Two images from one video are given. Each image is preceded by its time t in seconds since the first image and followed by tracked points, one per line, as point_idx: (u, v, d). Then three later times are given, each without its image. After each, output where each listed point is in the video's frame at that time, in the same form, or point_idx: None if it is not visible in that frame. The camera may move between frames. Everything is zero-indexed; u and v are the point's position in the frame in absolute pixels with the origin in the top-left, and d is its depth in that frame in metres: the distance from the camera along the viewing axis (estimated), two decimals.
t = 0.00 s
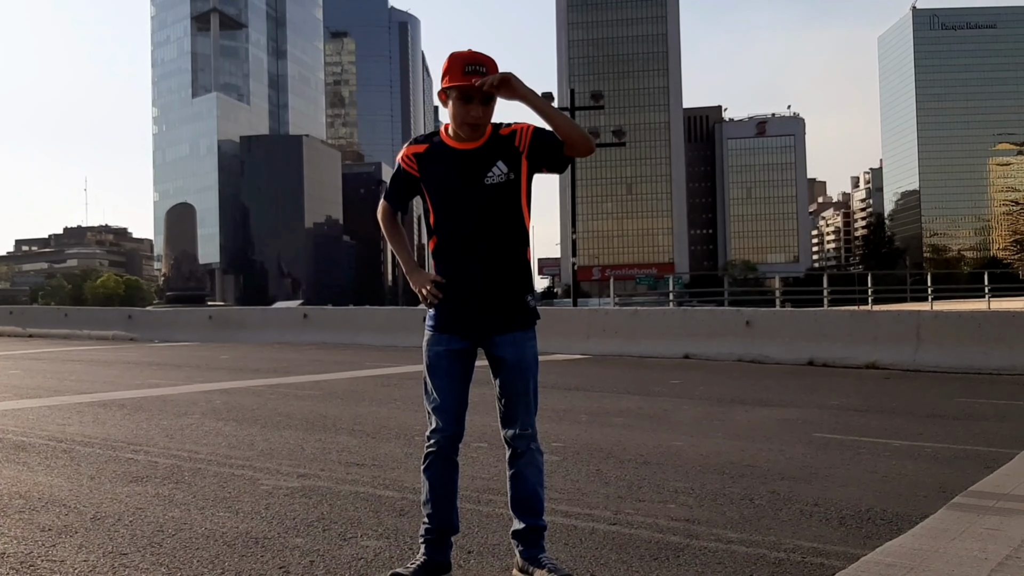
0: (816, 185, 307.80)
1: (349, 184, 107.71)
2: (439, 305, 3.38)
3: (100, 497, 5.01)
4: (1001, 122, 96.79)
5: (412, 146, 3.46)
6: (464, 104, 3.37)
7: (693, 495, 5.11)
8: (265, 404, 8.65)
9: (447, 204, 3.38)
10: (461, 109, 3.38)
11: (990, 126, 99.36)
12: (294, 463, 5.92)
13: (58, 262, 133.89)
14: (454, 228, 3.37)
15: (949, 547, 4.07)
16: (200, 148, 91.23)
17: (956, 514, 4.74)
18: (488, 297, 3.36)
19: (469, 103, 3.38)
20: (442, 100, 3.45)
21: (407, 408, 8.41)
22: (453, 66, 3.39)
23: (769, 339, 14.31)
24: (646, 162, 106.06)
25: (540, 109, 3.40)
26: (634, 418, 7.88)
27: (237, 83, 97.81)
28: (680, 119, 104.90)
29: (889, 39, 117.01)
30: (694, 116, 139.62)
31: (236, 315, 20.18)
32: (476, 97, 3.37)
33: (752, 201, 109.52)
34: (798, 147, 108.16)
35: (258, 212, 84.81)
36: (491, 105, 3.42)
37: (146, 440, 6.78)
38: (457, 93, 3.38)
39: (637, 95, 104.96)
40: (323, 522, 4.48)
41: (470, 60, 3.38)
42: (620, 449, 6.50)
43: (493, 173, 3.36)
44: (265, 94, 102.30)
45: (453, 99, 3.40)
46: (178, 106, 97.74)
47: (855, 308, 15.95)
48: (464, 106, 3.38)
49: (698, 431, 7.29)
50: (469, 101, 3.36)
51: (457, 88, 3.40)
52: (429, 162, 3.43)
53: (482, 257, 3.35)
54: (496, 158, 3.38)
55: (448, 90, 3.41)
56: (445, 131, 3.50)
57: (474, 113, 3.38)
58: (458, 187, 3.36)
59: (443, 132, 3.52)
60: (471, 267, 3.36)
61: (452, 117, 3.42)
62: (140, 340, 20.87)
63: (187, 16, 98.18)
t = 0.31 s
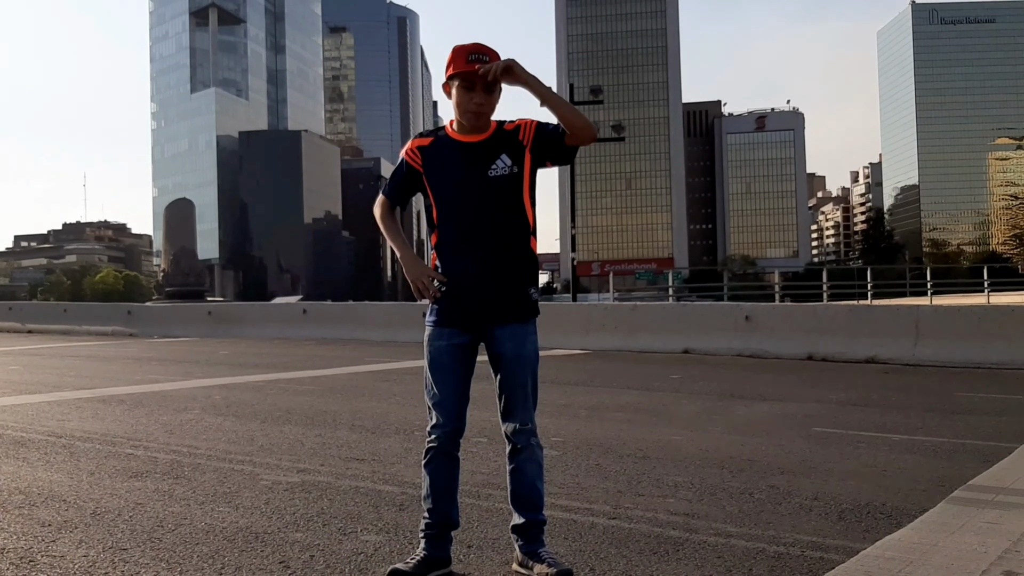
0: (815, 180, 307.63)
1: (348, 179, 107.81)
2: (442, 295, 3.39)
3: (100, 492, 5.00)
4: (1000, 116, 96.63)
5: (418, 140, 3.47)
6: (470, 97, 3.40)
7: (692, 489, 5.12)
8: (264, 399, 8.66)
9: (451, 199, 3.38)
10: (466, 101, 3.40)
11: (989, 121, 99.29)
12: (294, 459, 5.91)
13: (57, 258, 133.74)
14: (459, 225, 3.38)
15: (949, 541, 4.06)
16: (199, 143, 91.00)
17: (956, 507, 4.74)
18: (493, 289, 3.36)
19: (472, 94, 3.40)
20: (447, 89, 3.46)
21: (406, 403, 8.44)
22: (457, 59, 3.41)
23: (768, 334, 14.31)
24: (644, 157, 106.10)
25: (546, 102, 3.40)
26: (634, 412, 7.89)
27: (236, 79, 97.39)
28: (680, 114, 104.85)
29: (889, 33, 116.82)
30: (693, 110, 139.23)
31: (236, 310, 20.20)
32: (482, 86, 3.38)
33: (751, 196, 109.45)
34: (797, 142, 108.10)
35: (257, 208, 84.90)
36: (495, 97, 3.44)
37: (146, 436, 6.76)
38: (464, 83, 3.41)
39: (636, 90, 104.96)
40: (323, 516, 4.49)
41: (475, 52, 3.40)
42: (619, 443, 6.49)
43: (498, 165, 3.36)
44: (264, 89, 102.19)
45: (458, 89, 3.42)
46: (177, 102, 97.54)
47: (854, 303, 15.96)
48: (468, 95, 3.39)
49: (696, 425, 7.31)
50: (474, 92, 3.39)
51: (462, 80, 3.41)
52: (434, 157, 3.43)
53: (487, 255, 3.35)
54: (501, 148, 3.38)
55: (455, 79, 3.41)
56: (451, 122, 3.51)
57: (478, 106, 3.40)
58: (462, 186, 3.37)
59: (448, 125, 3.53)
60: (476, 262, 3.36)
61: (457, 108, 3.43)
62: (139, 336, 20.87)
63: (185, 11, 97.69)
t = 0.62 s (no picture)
0: (815, 176, 307.35)
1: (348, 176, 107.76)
2: (446, 292, 3.42)
3: (101, 489, 5.03)
4: (999, 113, 96.62)
5: (423, 141, 3.49)
6: (474, 97, 3.44)
7: (692, 486, 5.14)
8: (264, 397, 8.66)
9: (455, 199, 3.38)
10: (471, 98, 3.44)
11: (990, 117, 99.19)
12: (294, 456, 5.92)
13: (56, 255, 133.48)
14: (464, 226, 3.39)
15: (949, 537, 4.08)
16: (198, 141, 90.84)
17: (956, 503, 4.74)
18: (497, 288, 3.38)
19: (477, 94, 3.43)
20: (451, 88, 3.49)
21: (406, 400, 8.44)
22: (460, 54, 3.44)
23: (768, 331, 14.32)
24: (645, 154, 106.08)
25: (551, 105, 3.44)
26: (633, 409, 7.90)
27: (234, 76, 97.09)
28: (679, 111, 104.79)
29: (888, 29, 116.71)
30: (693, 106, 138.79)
31: (236, 308, 20.19)
32: (486, 85, 3.45)
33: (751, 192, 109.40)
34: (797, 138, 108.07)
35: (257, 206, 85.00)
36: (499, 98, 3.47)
37: (146, 433, 6.78)
38: (467, 82, 3.45)
39: (636, 86, 104.95)
40: (323, 514, 4.49)
41: (476, 47, 3.43)
42: (618, 440, 6.51)
43: (505, 169, 3.38)
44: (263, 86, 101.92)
45: (462, 86, 3.45)
46: (176, 99, 97.34)
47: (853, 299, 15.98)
48: (470, 91, 3.45)
49: (695, 422, 7.32)
50: (478, 91, 3.44)
51: (465, 77, 3.45)
52: (440, 157, 3.45)
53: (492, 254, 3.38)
54: (506, 153, 3.41)
55: (457, 77, 3.45)
56: (455, 122, 3.54)
57: (483, 105, 3.45)
58: (468, 189, 3.39)
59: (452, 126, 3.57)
60: (482, 262, 3.38)
61: (461, 107, 3.47)
62: (139, 333, 20.87)
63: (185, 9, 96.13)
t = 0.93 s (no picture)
0: (815, 173, 307.23)
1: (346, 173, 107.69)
2: (449, 289, 3.40)
3: (101, 486, 5.02)
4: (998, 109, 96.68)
5: (430, 134, 3.45)
6: (484, 93, 3.45)
7: (692, 483, 5.14)
8: (265, 393, 8.66)
9: (459, 192, 3.38)
10: (481, 96, 3.45)
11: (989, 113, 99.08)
12: (295, 453, 5.92)
13: (55, 253, 133.38)
14: (468, 225, 3.38)
15: (948, 534, 4.07)
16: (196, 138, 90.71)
17: (956, 498, 4.75)
18: (500, 284, 3.38)
19: (486, 90, 3.45)
20: (463, 85, 3.50)
21: (407, 396, 8.45)
22: (471, 52, 3.44)
23: (768, 328, 14.32)
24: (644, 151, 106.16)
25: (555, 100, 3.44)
26: (633, 406, 7.91)
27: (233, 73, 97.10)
28: (678, 107, 104.94)
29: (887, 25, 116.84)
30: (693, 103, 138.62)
31: (236, 305, 20.21)
32: (498, 78, 3.45)
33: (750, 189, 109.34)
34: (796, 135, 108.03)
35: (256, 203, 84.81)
36: (509, 96, 3.48)
37: (146, 430, 6.77)
38: (480, 76, 3.45)
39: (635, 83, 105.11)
40: (323, 510, 4.49)
41: (484, 45, 3.44)
42: (619, 437, 6.52)
43: (512, 168, 3.40)
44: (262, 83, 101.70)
45: (474, 82, 3.46)
46: (175, 96, 97.25)
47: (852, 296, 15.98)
48: (484, 85, 3.45)
49: (696, 418, 7.32)
50: (489, 88, 3.45)
51: (477, 76, 3.45)
52: (448, 152, 3.44)
53: (495, 253, 3.38)
54: (514, 151, 3.43)
55: (470, 72, 3.46)
56: (463, 115, 3.55)
57: (493, 101, 3.46)
58: (474, 187, 3.38)
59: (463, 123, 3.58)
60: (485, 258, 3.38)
61: (473, 101, 3.48)
62: (138, 330, 20.88)
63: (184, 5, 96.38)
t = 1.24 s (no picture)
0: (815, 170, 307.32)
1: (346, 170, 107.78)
2: (450, 284, 3.40)
3: (102, 483, 5.02)
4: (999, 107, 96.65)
5: (433, 127, 3.44)
6: (486, 90, 3.45)
7: (693, 480, 5.13)
8: (265, 390, 8.66)
9: (460, 188, 3.38)
10: (484, 91, 3.45)
11: (989, 110, 99.02)
12: (295, 450, 5.92)
13: (55, 250, 133.14)
14: (471, 225, 3.38)
15: (948, 531, 4.06)
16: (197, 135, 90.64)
17: (956, 496, 4.75)
18: (503, 281, 3.38)
19: (488, 86, 3.44)
20: (465, 81, 3.49)
21: (407, 393, 8.45)
22: (475, 47, 3.43)
23: (768, 325, 14.32)
24: (644, 148, 106.20)
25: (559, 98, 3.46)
26: (633, 402, 7.92)
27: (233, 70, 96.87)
28: (678, 104, 104.80)
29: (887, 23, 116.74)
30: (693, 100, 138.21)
31: (236, 302, 20.19)
32: (500, 74, 3.46)
33: (750, 186, 109.34)
34: (796, 132, 108.02)
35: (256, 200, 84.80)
36: (510, 94, 3.48)
37: (146, 427, 6.76)
38: (482, 72, 3.44)
39: (634, 80, 105.18)
40: (323, 507, 4.49)
41: (487, 40, 3.43)
42: (619, 433, 6.52)
43: (514, 161, 3.39)
44: (261, 81, 100.36)
45: (476, 79, 3.46)
46: (175, 93, 97.19)
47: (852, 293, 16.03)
48: (487, 82, 3.44)
49: (696, 415, 7.32)
50: (492, 84, 3.44)
51: (479, 73, 3.45)
52: (452, 146, 3.42)
53: (499, 246, 3.37)
54: (519, 146, 3.43)
55: (473, 68, 3.45)
56: (465, 110, 3.55)
57: (495, 98, 3.45)
58: (475, 181, 3.37)
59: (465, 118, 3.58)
60: (486, 255, 3.37)
61: (474, 98, 3.47)
62: (139, 327, 20.86)
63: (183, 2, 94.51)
